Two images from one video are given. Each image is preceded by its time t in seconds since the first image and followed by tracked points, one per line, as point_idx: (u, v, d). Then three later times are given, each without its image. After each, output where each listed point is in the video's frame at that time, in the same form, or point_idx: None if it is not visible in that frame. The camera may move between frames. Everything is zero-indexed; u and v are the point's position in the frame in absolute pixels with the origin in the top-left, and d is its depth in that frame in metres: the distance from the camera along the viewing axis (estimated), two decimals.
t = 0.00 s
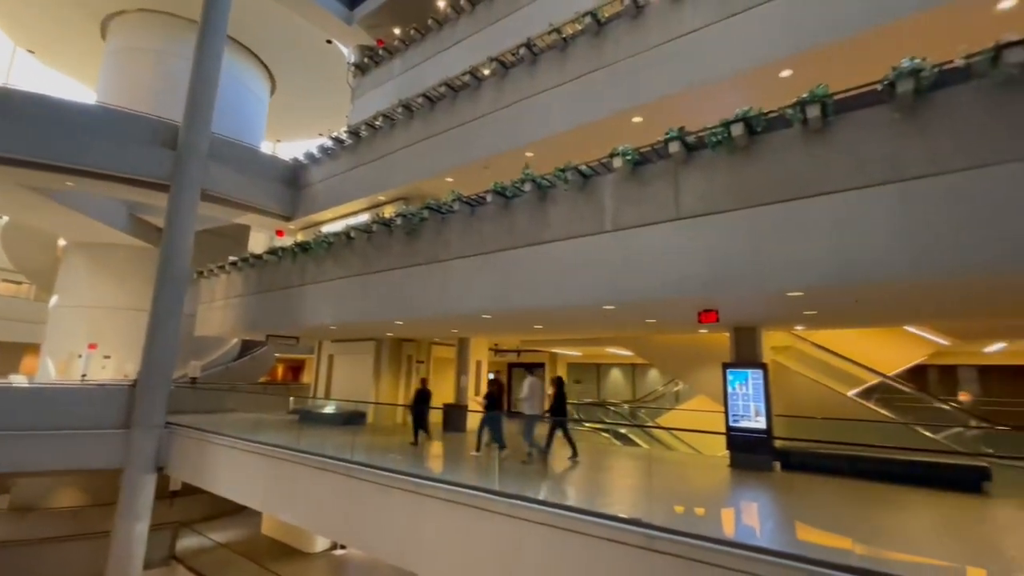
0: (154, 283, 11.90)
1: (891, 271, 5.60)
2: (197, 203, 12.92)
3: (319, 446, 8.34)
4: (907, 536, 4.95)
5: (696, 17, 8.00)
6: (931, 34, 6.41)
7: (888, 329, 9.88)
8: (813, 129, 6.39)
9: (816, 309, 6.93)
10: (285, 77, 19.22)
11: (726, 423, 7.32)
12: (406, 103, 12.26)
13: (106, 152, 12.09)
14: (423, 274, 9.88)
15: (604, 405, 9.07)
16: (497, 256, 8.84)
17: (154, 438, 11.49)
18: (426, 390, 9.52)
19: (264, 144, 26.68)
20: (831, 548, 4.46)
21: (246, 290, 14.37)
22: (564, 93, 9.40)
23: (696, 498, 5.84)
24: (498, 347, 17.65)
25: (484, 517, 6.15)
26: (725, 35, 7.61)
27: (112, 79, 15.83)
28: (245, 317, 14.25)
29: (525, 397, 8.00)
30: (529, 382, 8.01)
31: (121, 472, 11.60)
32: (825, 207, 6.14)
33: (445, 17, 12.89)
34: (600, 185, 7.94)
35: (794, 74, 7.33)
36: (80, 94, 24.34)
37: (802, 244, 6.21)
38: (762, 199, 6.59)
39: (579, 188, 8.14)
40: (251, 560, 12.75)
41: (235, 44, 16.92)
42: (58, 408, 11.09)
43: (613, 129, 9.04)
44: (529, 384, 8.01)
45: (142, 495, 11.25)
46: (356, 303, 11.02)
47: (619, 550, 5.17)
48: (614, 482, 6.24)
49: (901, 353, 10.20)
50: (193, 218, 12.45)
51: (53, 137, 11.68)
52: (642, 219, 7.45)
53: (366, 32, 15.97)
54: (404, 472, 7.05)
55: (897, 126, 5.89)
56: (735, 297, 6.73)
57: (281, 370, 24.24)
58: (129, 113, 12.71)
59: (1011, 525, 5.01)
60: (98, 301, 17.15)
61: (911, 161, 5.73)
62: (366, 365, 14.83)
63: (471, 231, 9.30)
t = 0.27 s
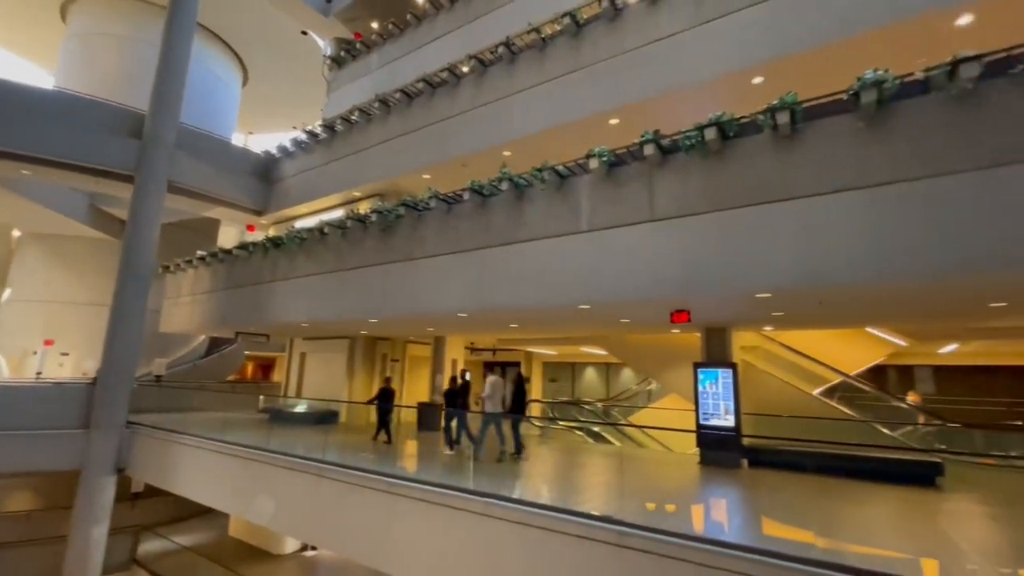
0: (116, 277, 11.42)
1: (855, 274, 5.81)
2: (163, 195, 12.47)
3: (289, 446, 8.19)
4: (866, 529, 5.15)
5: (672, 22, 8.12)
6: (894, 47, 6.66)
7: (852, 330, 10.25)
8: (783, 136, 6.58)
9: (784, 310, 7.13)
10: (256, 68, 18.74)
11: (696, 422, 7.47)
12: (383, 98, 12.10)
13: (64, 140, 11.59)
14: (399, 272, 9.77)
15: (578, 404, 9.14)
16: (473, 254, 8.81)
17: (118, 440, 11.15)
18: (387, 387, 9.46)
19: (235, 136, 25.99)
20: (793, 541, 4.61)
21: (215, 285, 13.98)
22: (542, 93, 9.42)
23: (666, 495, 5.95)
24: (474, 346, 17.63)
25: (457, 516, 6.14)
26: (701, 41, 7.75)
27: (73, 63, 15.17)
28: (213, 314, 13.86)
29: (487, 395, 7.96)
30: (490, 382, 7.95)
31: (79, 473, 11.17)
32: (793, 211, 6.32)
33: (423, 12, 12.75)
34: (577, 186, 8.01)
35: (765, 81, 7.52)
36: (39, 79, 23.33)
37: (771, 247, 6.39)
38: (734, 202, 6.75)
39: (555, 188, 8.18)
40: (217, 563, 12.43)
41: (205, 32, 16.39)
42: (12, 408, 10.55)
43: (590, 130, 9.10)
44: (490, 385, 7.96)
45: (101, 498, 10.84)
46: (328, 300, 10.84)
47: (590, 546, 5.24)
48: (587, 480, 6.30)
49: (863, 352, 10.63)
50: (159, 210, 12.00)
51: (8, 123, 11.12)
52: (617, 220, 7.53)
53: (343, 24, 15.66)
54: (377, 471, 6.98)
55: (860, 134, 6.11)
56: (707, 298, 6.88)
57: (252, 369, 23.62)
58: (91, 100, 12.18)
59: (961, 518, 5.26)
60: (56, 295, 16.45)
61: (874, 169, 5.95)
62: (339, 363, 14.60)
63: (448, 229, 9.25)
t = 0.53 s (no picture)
0: (75, 271, 10.93)
1: (820, 277, 6.02)
2: (127, 185, 12.00)
3: (257, 445, 8.00)
4: (827, 523, 5.35)
5: (649, 26, 8.24)
6: (859, 58, 6.91)
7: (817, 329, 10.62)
8: (753, 141, 6.76)
9: (752, 310, 7.33)
10: (226, 57, 18.21)
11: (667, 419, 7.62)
12: (358, 91, 11.91)
13: (19, 126, 11.04)
14: (372, 269, 9.64)
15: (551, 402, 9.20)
16: (449, 252, 8.76)
17: (72, 438, 10.61)
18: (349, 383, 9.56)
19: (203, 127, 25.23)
20: (759, 534, 4.74)
21: (181, 280, 13.54)
22: (520, 92, 9.42)
23: (637, 491, 6.05)
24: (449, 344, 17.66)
25: (430, 515, 6.10)
26: (676, 46, 7.88)
27: (29, 45, 14.45)
28: (178, 310, 13.42)
29: (446, 393, 8.13)
30: (451, 379, 8.10)
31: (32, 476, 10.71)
32: (763, 215, 6.49)
33: (401, 6, 12.59)
34: (553, 185, 8.04)
35: (737, 87, 7.70)
36: None
37: (741, 249, 6.55)
38: (706, 205, 6.89)
39: (532, 187, 8.19)
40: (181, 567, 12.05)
41: (173, 19, 15.82)
42: None
43: (567, 131, 9.16)
44: (449, 382, 8.12)
45: (56, 501, 10.38)
46: (299, 297, 10.61)
47: (562, 543, 5.28)
48: (561, 478, 6.36)
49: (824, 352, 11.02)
50: (122, 201, 11.56)
51: None
52: (592, 220, 7.60)
53: (318, 16, 15.32)
54: (348, 471, 6.88)
55: (826, 141, 6.32)
56: (678, 298, 7.01)
57: (220, 367, 22.95)
58: (50, 84, 11.61)
59: (915, 509, 5.51)
60: (8, 289, 15.68)
61: (839, 175, 6.17)
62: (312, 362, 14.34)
63: (424, 226, 9.17)
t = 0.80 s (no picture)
0: (27, 263, 10.38)
1: (786, 278, 6.21)
2: (85, 174, 11.46)
3: (223, 445, 7.77)
4: (790, 516, 5.53)
5: (625, 28, 8.33)
6: (825, 66, 7.15)
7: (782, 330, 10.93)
8: (723, 144, 6.91)
9: (721, 310, 7.51)
10: (192, 44, 17.60)
11: (638, 416, 7.75)
12: (332, 84, 11.67)
13: None
14: (344, 265, 9.48)
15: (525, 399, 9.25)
16: (423, 249, 8.68)
17: (24, 438, 10.12)
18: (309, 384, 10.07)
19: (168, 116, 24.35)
20: (724, 528, 4.87)
21: (142, 274, 13.03)
22: (497, 89, 9.39)
23: (608, 487, 6.13)
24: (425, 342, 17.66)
25: (401, 514, 6.05)
26: (651, 48, 8.00)
27: None
28: (139, 305, 12.92)
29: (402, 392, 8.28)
30: (409, 377, 8.23)
31: None
32: (733, 217, 6.66)
33: None
34: (528, 183, 8.06)
35: (709, 91, 7.87)
36: None
37: (711, 250, 6.70)
38: (678, 206, 7.03)
39: (507, 185, 8.18)
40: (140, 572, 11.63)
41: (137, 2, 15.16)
42: None
43: (543, 129, 9.19)
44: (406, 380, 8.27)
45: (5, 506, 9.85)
46: (268, 293, 10.36)
47: (533, 539, 5.32)
48: (534, 475, 6.40)
49: (791, 351, 11.43)
50: (79, 191, 11.03)
51: None
52: (567, 219, 7.65)
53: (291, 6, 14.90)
54: (318, 471, 6.77)
55: (793, 146, 6.51)
56: (650, 297, 7.13)
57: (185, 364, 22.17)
58: None
59: (871, 501, 5.76)
60: None
61: (805, 179, 6.37)
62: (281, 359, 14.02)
63: (397, 222, 9.07)
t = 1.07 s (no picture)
0: None
1: (752, 277, 6.39)
2: (37, 161, 10.89)
3: (186, 445, 7.53)
4: (753, 509, 5.71)
5: (601, 28, 8.38)
6: (791, 73, 7.36)
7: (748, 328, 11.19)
8: (694, 146, 7.04)
9: (690, 308, 7.68)
10: (155, 27, 16.92)
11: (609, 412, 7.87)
12: (303, 74, 11.38)
13: None
14: (314, 259, 9.29)
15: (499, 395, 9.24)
16: (395, 244, 8.58)
17: None
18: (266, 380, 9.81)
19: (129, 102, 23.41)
20: (690, 521, 4.99)
21: (99, 267, 12.49)
22: (473, 85, 9.33)
23: (579, 483, 6.19)
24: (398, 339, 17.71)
25: (370, 512, 5.98)
26: (626, 49, 8.09)
27: None
28: (96, 299, 12.39)
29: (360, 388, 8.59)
30: (364, 372, 8.46)
31: None
32: (703, 217, 6.81)
33: None
34: (502, 180, 8.04)
35: (681, 92, 8.01)
36: None
37: (682, 250, 6.83)
38: (650, 205, 7.13)
39: (481, 182, 8.15)
40: None
41: None
42: None
43: (518, 126, 9.19)
44: (365, 377, 8.58)
45: None
46: (234, 288, 10.07)
47: (503, 536, 5.33)
48: (507, 471, 6.42)
49: (754, 348, 11.89)
50: (31, 178, 10.48)
51: None
52: (541, 217, 7.68)
53: None
54: (285, 469, 6.62)
55: (760, 149, 6.69)
56: (622, 295, 7.23)
57: (147, 361, 21.29)
58: None
59: (829, 492, 5.99)
60: None
61: (772, 181, 6.56)
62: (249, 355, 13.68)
63: (369, 217, 8.93)
